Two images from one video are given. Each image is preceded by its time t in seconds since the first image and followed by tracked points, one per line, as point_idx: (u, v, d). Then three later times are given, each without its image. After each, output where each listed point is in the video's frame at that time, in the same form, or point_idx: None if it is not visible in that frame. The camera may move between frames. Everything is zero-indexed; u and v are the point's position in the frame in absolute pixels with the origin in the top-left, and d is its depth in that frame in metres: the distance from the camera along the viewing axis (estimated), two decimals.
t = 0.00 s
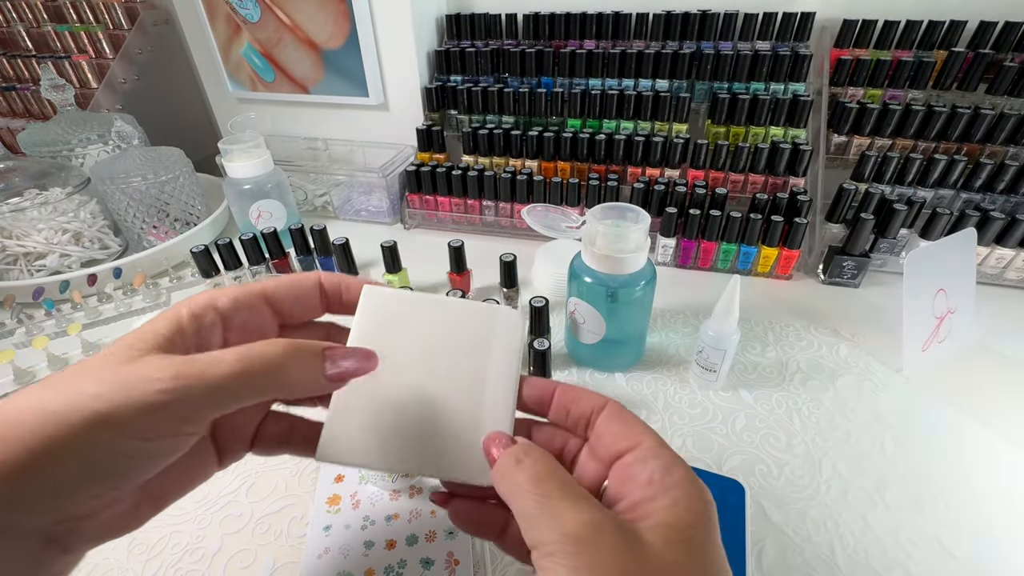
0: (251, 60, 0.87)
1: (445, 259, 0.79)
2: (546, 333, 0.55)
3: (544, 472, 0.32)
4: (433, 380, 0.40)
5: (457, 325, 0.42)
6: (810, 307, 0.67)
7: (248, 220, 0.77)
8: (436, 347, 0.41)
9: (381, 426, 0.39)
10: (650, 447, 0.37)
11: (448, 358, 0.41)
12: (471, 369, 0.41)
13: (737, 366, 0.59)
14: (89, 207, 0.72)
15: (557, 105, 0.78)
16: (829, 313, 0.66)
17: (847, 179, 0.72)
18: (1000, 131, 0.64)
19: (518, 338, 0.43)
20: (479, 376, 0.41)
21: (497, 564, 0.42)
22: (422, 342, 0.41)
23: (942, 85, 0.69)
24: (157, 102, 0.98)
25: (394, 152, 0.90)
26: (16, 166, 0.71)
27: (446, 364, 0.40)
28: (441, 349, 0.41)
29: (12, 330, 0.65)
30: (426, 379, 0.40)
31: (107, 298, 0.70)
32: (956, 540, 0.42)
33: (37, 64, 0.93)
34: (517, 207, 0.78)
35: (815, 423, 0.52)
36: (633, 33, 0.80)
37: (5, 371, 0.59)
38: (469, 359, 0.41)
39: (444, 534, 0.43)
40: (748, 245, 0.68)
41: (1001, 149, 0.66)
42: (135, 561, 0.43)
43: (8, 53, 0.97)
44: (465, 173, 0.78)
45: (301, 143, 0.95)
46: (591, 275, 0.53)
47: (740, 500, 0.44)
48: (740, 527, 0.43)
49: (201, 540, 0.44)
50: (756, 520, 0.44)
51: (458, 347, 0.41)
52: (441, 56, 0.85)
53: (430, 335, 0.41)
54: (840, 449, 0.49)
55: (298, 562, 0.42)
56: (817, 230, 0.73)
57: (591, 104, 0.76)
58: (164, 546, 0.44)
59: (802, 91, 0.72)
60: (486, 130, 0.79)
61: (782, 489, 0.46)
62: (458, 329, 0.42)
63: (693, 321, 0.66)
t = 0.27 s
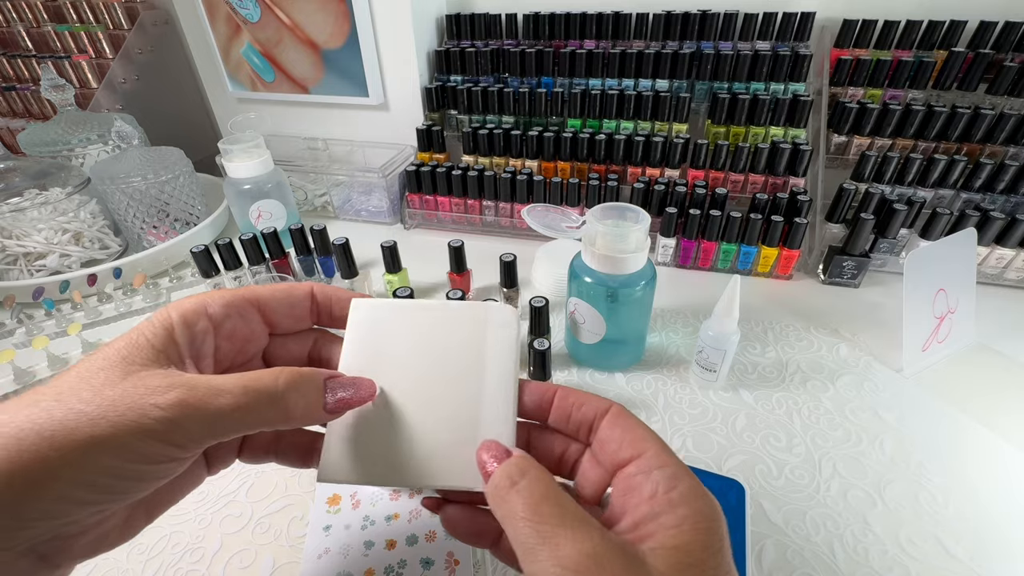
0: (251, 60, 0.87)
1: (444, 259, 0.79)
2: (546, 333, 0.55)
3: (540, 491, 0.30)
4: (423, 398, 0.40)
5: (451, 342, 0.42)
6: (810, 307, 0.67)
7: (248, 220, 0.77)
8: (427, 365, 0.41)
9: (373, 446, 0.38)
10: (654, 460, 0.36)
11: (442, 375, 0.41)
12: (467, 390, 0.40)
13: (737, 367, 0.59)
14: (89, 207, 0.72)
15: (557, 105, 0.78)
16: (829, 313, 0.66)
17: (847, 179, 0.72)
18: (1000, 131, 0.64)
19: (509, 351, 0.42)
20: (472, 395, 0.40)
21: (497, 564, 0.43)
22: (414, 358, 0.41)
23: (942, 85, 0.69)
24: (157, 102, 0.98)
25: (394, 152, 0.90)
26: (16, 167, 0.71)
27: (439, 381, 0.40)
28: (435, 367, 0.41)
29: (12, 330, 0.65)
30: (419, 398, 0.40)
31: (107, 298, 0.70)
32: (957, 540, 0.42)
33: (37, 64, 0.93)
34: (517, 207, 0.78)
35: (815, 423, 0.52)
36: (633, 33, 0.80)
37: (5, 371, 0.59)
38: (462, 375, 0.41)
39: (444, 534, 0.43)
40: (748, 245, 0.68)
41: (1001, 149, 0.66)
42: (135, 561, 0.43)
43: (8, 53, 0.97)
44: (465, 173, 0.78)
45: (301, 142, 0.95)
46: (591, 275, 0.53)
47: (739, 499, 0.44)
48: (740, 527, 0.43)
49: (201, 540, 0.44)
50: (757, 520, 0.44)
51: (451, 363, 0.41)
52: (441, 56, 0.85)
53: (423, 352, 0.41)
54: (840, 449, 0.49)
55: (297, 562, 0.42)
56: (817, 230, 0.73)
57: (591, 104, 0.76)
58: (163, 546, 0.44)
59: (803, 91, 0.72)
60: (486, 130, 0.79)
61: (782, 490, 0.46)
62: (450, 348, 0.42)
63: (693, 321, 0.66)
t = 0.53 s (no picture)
0: (251, 60, 0.87)
1: (444, 259, 0.79)
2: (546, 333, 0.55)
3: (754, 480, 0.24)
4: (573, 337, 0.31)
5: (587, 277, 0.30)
6: (811, 306, 0.67)
7: (248, 220, 0.77)
8: (566, 305, 0.31)
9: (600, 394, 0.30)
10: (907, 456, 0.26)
11: (576, 317, 0.31)
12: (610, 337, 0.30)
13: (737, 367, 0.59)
14: (89, 207, 0.72)
15: (557, 105, 0.78)
16: (829, 313, 0.66)
17: (847, 180, 0.72)
18: (1000, 131, 0.64)
19: (716, 300, 0.31)
20: (618, 342, 0.30)
21: (497, 563, 0.42)
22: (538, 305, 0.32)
23: (942, 85, 0.69)
24: (157, 102, 0.98)
25: (394, 152, 0.90)
26: (16, 167, 0.71)
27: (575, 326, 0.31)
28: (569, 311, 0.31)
29: (13, 330, 0.65)
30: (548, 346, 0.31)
31: (107, 298, 0.70)
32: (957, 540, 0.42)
33: (37, 64, 0.93)
34: (517, 207, 0.78)
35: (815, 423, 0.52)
36: (633, 33, 0.80)
37: (5, 371, 0.59)
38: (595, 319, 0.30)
39: (444, 534, 0.43)
40: (748, 245, 0.68)
41: (1001, 149, 0.66)
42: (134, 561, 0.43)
43: (8, 53, 0.97)
44: (465, 173, 0.78)
45: (300, 142, 0.95)
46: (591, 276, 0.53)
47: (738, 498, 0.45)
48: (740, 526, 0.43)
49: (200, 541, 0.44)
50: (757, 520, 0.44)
51: (588, 304, 0.31)
52: (441, 56, 0.85)
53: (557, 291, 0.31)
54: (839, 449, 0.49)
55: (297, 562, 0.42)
56: (817, 230, 0.73)
57: (591, 104, 0.76)
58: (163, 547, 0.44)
59: (803, 91, 0.72)
60: (486, 130, 0.79)
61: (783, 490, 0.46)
62: (584, 288, 0.31)
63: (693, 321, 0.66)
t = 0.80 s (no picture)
0: (251, 60, 0.87)
1: (444, 259, 0.79)
2: (546, 333, 0.55)
3: (806, 470, 0.29)
4: (664, 397, 0.45)
5: (733, 361, 0.47)
6: (811, 307, 0.67)
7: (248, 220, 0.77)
8: (725, 377, 0.46)
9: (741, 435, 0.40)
10: (925, 459, 0.30)
11: (749, 390, 0.44)
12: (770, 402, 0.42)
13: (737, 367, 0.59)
14: (89, 207, 0.72)
15: (557, 105, 0.78)
16: (829, 313, 0.66)
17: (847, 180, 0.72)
18: (1000, 131, 0.64)
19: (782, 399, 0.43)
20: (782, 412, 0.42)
21: (498, 563, 0.42)
22: (699, 371, 0.47)
23: (942, 85, 0.68)
24: (157, 102, 0.98)
25: (394, 152, 0.90)
26: (15, 167, 0.71)
27: (745, 392, 0.44)
28: (738, 380, 0.45)
29: (13, 330, 0.65)
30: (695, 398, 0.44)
31: (108, 298, 0.70)
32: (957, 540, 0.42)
33: (37, 64, 0.93)
34: (517, 207, 0.78)
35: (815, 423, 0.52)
36: (633, 33, 0.80)
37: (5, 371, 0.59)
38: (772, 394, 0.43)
39: (444, 533, 0.43)
40: (747, 245, 0.68)
41: (1001, 149, 0.66)
42: (135, 561, 0.43)
43: (8, 53, 0.97)
44: (465, 173, 0.78)
45: (300, 142, 0.95)
46: (591, 275, 0.53)
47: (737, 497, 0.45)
48: (740, 526, 0.43)
49: (201, 540, 0.44)
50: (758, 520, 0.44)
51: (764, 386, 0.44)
52: (441, 56, 0.85)
53: (695, 364, 0.47)
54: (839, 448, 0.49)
55: (297, 562, 0.42)
56: (817, 230, 0.73)
57: (591, 104, 0.76)
58: (164, 546, 0.44)
59: (802, 91, 0.72)
60: (486, 130, 0.79)
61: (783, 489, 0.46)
62: (736, 370, 0.46)
63: (693, 321, 0.66)
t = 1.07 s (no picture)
0: (251, 60, 0.87)
1: (444, 259, 0.79)
2: (546, 333, 0.55)
3: (765, 453, 0.33)
4: (651, 408, 0.51)
5: (710, 378, 0.52)
6: (811, 307, 0.67)
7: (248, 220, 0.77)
8: (704, 392, 0.51)
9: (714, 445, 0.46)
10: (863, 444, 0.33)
11: (724, 404, 0.49)
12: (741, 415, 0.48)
13: (737, 367, 0.59)
14: (89, 207, 0.72)
15: (557, 105, 0.78)
16: (829, 313, 0.66)
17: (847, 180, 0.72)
18: (1000, 131, 0.64)
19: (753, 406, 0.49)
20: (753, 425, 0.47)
21: (498, 563, 0.42)
22: (683, 385, 0.52)
23: (942, 85, 0.69)
24: (157, 102, 0.98)
25: (394, 152, 0.90)
26: (15, 166, 0.70)
27: (722, 407, 0.49)
28: (715, 395, 0.50)
29: (13, 330, 0.65)
30: (678, 411, 0.50)
31: (108, 298, 0.70)
32: (957, 540, 0.42)
33: (37, 64, 0.93)
34: (517, 207, 0.78)
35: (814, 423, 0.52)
36: (633, 33, 0.80)
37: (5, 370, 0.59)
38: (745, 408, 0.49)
39: (444, 533, 0.43)
40: (747, 245, 0.68)
41: (1001, 149, 0.66)
42: (136, 561, 0.43)
43: (9, 53, 0.97)
44: (465, 173, 0.78)
45: (301, 142, 0.95)
46: (591, 275, 0.53)
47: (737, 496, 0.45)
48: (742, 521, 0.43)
49: (201, 540, 0.44)
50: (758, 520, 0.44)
51: (738, 401, 0.49)
52: (441, 56, 0.85)
53: (678, 381, 0.53)
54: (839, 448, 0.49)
55: (297, 562, 0.42)
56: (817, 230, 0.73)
57: (591, 104, 0.76)
58: (164, 546, 0.44)
59: (802, 91, 0.72)
60: (486, 130, 0.79)
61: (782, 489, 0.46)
62: (716, 386, 0.51)
63: (693, 321, 0.66)
